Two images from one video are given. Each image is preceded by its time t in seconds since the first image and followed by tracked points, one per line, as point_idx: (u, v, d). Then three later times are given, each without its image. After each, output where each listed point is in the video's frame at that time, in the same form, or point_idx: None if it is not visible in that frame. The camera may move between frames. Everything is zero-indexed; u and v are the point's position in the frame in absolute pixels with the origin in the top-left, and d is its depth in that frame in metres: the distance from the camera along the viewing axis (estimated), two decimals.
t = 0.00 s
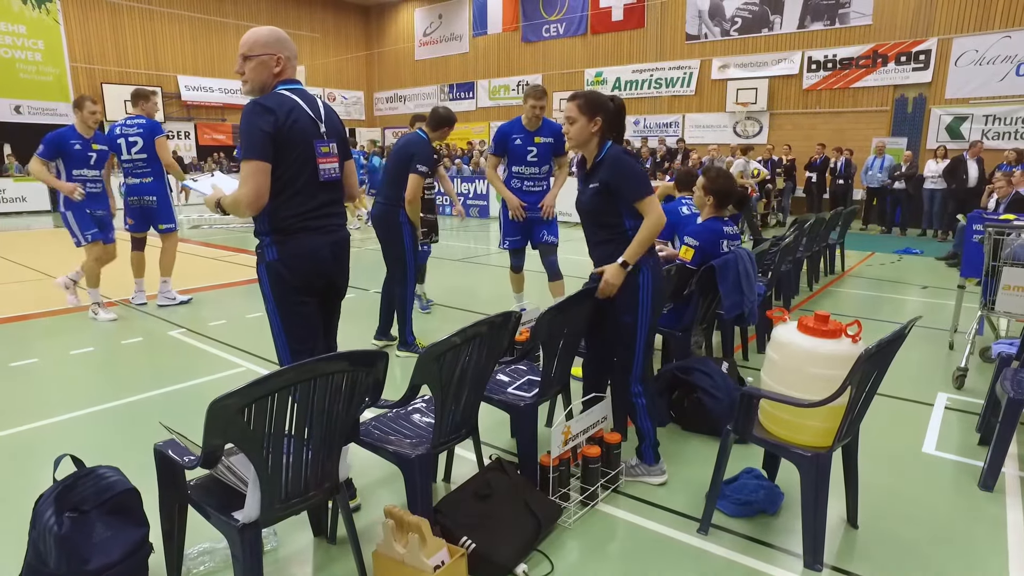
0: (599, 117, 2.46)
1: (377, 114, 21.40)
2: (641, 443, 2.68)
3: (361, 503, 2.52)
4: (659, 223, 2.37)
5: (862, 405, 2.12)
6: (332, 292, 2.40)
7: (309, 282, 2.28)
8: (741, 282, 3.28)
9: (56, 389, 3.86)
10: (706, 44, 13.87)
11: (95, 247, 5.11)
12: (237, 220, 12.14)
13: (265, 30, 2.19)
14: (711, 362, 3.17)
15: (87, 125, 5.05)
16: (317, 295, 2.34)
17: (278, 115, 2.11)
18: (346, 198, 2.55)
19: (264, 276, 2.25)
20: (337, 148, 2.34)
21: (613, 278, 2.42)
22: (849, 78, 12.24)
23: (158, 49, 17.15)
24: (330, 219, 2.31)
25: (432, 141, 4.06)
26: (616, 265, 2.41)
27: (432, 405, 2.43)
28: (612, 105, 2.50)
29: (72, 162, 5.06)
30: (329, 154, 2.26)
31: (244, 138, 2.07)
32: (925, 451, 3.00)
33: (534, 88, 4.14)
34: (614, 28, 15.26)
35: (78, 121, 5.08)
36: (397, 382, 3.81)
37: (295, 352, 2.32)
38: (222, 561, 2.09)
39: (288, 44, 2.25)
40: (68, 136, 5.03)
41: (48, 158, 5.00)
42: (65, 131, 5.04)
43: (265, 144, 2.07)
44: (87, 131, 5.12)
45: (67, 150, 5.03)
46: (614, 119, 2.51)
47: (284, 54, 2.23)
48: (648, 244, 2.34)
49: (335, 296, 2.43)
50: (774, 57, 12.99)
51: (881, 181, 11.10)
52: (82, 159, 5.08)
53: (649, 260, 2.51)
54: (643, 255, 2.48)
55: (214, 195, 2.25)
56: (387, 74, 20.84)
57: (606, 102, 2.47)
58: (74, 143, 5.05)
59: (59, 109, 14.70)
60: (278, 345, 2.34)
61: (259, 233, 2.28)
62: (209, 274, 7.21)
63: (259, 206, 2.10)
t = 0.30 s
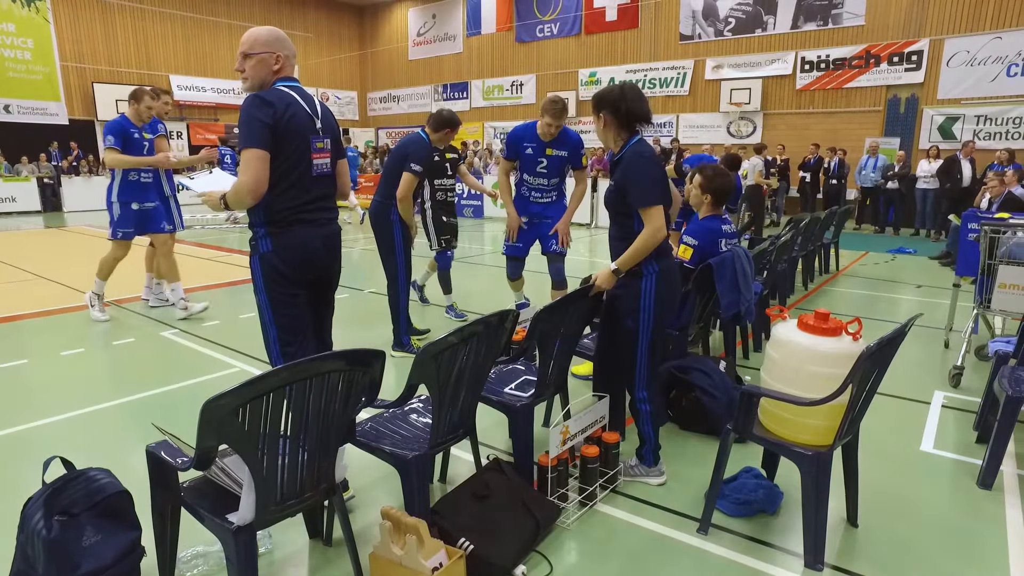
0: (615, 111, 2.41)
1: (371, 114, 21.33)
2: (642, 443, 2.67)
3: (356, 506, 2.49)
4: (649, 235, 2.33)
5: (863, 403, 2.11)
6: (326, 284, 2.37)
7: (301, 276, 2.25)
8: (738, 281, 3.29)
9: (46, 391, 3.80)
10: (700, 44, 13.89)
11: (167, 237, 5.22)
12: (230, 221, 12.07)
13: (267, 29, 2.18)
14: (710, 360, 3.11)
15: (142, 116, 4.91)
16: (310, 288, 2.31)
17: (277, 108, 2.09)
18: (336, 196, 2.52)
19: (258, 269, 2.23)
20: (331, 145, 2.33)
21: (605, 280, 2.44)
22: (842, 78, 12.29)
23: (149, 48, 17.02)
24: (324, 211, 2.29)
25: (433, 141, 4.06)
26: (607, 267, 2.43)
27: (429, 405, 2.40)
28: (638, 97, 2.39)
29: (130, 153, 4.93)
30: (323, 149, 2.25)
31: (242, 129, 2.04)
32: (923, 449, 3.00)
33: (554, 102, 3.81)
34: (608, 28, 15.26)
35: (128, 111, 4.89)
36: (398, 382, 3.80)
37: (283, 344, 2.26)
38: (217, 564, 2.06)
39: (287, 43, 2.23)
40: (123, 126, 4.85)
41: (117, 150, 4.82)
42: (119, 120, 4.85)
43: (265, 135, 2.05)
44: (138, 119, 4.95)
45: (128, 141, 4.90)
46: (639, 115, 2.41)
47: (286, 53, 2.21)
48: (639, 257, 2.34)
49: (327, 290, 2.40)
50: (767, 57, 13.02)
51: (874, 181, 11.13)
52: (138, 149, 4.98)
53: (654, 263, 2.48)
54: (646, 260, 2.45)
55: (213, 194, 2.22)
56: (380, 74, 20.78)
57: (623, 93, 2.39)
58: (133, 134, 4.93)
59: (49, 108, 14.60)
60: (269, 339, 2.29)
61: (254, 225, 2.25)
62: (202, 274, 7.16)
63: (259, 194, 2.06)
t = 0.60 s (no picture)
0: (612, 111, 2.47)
1: (364, 114, 21.24)
2: (639, 442, 2.67)
3: (348, 508, 2.46)
4: (627, 229, 2.30)
5: (859, 402, 2.10)
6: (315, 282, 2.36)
7: (290, 275, 2.24)
8: (734, 280, 3.25)
9: (35, 393, 3.75)
10: (693, 44, 13.91)
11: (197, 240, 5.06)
12: (222, 221, 12.00)
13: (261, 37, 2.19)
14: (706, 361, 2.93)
15: (181, 113, 4.92)
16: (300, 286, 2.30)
17: (269, 108, 2.07)
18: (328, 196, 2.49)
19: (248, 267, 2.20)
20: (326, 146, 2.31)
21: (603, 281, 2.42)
22: (834, 79, 12.34)
23: (139, 47, 16.89)
24: (313, 211, 2.27)
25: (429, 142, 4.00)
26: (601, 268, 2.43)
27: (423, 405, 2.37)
28: (628, 94, 2.40)
29: (165, 151, 4.97)
30: (316, 149, 2.23)
31: (236, 130, 2.03)
32: (918, 448, 3.00)
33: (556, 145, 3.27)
34: (601, 28, 15.26)
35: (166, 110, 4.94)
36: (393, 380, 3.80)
37: (247, 339, 2.24)
38: (207, 568, 2.02)
39: (271, 42, 2.18)
40: (156, 123, 4.89)
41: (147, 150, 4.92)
42: (154, 118, 4.90)
43: (257, 136, 2.04)
44: (176, 117, 4.97)
45: (159, 138, 4.92)
46: (630, 113, 2.42)
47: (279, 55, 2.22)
48: (626, 253, 2.30)
49: (315, 288, 2.38)
50: (760, 57, 13.05)
51: (867, 181, 11.18)
52: (174, 146, 5.00)
53: (641, 255, 2.53)
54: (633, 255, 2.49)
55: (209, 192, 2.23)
56: (373, 74, 20.71)
57: (617, 92, 2.44)
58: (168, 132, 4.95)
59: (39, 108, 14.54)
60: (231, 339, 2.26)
61: (244, 220, 2.22)
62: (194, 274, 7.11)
63: (251, 193, 2.06)
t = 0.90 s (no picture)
0: (617, 111, 2.48)
1: (354, 114, 21.15)
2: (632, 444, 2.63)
3: (334, 512, 2.42)
4: (610, 222, 2.31)
5: (850, 403, 2.09)
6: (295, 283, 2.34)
7: (264, 276, 2.22)
8: (726, 278, 3.22)
9: (18, 396, 3.69)
10: (684, 45, 13.94)
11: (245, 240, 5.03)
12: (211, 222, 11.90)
13: (233, 45, 2.22)
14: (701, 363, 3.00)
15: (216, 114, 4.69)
16: (271, 289, 2.26)
17: (235, 108, 2.05)
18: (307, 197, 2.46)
19: (228, 269, 2.17)
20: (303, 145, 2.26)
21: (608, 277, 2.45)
22: (824, 79, 12.39)
23: (127, 46, 16.74)
24: (284, 211, 2.23)
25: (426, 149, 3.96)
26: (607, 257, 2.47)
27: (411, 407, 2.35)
28: (627, 93, 2.41)
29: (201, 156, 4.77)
30: (290, 148, 2.18)
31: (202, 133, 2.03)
32: (909, 448, 3.00)
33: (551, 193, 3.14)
34: (593, 29, 15.27)
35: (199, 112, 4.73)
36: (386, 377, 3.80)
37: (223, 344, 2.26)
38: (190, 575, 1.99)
39: (238, 50, 2.22)
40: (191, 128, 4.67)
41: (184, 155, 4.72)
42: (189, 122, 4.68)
43: (224, 135, 2.02)
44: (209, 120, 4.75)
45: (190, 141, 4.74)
46: (630, 112, 2.43)
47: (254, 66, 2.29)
48: (615, 247, 2.30)
49: (294, 290, 2.35)
50: (751, 58, 13.10)
51: (857, 181, 11.24)
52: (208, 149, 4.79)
53: (631, 251, 2.46)
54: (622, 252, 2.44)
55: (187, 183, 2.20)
56: (364, 74, 20.64)
57: (621, 93, 2.45)
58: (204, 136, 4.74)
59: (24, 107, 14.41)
60: (214, 338, 2.30)
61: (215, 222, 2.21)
62: (182, 275, 7.04)
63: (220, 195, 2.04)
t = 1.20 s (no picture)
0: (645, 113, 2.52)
1: (345, 115, 21.05)
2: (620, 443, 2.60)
3: (315, 514, 2.39)
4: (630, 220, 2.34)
5: (837, 403, 2.07)
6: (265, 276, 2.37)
7: (221, 273, 2.23)
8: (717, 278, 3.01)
9: None
10: (674, 45, 13.96)
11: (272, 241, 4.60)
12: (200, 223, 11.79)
13: (182, 45, 2.25)
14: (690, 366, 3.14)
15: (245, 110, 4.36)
16: (226, 285, 2.28)
17: (174, 109, 2.07)
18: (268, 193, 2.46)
19: (188, 267, 2.18)
20: (249, 141, 2.25)
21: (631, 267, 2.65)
22: (814, 79, 12.44)
23: (114, 45, 16.56)
24: (233, 211, 2.23)
25: (417, 164, 3.84)
26: (621, 250, 2.50)
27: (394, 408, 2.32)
28: (655, 98, 2.46)
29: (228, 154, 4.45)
30: (229, 145, 2.17)
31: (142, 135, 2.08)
32: (897, 447, 2.99)
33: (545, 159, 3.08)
34: (583, 28, 15.26)
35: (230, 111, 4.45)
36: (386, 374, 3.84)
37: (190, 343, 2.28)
38: None
39: (189, 50, 2.24)
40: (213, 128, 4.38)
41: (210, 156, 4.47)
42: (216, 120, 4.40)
43: (161, 136, 2.04)
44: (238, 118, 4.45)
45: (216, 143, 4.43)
46: (660, 118, 2.47)
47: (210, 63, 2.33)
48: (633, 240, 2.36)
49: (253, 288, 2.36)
50: (741, 58, 13.13)
51: (847, 181, 11.26)
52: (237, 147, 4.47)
53: (643, 250, 2.46)
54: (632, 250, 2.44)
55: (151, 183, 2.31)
56: (354, 74, 20.55)
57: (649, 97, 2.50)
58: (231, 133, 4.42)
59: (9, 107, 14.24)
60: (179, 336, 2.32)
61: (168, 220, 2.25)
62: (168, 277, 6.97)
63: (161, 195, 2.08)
